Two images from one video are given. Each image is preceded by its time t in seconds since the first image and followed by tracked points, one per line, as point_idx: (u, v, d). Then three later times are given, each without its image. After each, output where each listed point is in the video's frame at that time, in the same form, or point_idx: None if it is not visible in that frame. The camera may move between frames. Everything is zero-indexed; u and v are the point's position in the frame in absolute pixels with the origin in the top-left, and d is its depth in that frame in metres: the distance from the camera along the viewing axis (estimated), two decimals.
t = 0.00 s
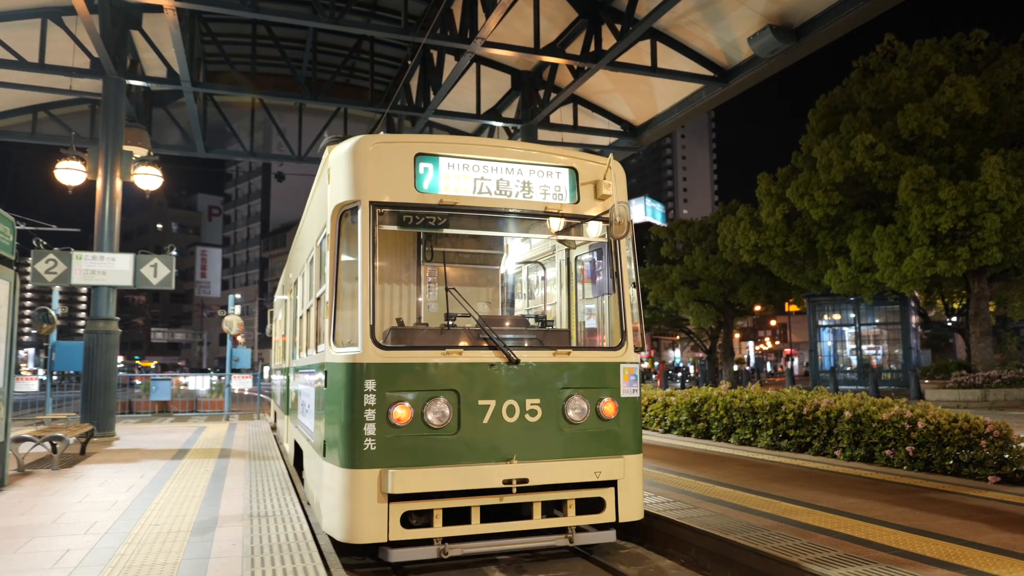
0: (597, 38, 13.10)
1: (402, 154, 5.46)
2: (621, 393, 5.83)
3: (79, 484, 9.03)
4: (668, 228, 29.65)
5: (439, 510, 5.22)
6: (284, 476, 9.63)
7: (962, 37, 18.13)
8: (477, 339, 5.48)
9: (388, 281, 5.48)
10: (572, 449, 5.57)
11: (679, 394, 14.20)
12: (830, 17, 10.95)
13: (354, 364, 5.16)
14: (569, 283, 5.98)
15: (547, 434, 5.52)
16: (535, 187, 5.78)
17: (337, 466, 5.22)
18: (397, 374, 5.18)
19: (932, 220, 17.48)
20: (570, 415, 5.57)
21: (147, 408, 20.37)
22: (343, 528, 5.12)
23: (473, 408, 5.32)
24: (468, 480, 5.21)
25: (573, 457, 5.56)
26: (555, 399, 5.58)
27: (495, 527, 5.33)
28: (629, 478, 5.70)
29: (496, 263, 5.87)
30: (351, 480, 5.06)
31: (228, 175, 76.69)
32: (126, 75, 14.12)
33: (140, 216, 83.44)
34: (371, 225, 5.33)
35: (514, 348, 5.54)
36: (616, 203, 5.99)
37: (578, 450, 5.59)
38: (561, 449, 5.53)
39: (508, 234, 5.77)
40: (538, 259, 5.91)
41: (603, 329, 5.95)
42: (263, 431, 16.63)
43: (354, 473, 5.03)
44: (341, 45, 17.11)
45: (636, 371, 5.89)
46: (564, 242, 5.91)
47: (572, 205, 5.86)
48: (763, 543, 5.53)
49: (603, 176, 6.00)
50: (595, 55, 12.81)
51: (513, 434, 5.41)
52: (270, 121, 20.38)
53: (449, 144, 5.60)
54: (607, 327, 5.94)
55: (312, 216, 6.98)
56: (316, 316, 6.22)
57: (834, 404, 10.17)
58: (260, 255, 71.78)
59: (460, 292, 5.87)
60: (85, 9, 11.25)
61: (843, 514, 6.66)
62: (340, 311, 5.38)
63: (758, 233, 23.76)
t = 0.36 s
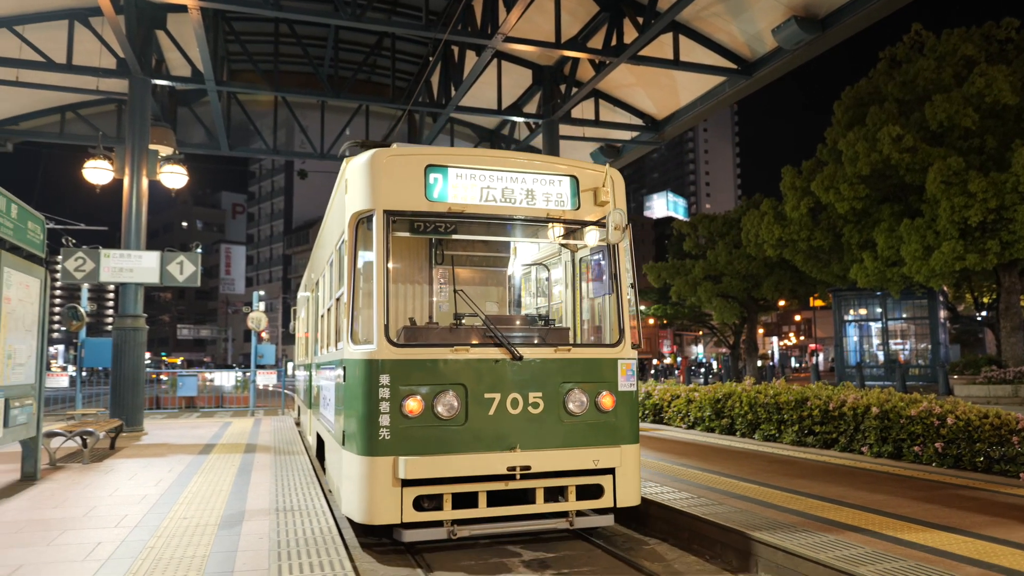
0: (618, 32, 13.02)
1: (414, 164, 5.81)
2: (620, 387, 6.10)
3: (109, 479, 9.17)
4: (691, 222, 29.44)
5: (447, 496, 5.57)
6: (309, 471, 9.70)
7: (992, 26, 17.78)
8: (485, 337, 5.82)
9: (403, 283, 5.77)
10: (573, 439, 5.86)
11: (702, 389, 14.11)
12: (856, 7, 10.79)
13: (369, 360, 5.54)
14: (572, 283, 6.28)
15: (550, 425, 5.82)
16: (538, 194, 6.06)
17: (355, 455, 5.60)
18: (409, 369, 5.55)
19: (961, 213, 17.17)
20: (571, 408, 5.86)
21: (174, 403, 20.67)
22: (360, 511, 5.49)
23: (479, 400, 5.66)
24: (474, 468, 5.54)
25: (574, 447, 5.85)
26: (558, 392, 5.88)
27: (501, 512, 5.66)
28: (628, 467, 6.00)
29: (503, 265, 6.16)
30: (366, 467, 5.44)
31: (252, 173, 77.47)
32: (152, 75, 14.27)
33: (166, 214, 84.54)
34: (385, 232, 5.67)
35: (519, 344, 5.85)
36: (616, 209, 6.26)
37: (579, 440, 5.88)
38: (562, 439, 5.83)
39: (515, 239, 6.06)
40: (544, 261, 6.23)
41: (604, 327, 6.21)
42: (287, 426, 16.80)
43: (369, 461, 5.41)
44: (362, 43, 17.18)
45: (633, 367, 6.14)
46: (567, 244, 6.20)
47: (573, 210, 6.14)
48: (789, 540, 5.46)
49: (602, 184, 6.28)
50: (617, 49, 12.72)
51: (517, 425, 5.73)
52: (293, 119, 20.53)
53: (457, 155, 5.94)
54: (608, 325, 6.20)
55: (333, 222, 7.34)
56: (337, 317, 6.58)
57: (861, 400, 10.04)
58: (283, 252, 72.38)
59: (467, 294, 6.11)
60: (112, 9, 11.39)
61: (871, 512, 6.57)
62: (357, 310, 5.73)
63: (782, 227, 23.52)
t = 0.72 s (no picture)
0: (641, 23, 12.93)
1: (425, 174, 6.35)
2: (618, 379, 6.66)
3: (139, 470, 9.34)
4: (714, 216, 29.18)
5: (458, 479, 6.14)
6: (333, 464, 9.78)
7: None
8: (492, 332, 6.34)
9: (417, 281, 6.34)
10: (574, 427, 6.43)
11: (726, 383, 14.03)
12: None
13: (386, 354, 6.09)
14: (578, 281, 6.79)
15: (553, 415, 6.37)
16: (543, 200, 6.60)
17: (374, 441, 6.16)
18: (423, 363, 6.10)
19: (993, 204, 16.81)
20: (573, 399, 6.41)
21: (201, 397, 20.95)
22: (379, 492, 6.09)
23: (488, 391, 6.21)
24: (484, 453, 6.11)
25: (576, 434, 6.41)
26: (560, 384, 6.43)
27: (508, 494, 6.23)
28: (627, 453, 6.55)
29: (512, 266, 6.73)
30: (384, 452, 6.01)
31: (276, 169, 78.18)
32: (178, 73, 14.43)
33: (192, 210, 85.54)
34: (399, 235, 6.24)
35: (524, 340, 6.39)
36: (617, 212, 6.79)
37: (580, 429, 6.44)
38: (565, 427, 6.39)
39: (522, 242, 6.64)
40: (552, 261, 6.77)
41: (605, 323, 6.78)
42: (312, 420, 16.98)
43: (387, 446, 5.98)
44: (384, 38, 17.24)
45: (632, 361, 6.71)
46: (572, 245, 6.73)
47: (576, 215, 6.69)
48: (815, 534, 5.43)
49: (604, 189, 6.82)
50: (640, 41, 12.62)
51: (523, 414, 6.28)
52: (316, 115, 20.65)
53: (466, 165, 6.48)
54: (608, 322, 6.77)
55: (353, 226, 7.88)
56: (357, 314, 7.12)
57: (890, 394, 9.91)
58: (307, 247, 72.84)
59: (476, 294, 6.69)
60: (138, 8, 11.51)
61: (899, 507, 6.50)
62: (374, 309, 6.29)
63: (808, 220, 23.24)
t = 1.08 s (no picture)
0: (666, 13, 12.78)
1: (439, 181, 6.94)
2: (620, 370, 7.20)
3: (170, 460, 9.50)
4: (740, 207, 28.89)
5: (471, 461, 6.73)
6: (359, 456, 9.85)
7: None
8: (502, 328, 6.92)
9: (432, 279, 6.98)
10: (578, 415, 6.99)
11: (752, 376, 13.91)
12: None
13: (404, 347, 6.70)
14: (583, 278, 7.37)
15: (559, 403, 6.94)
16: (549, 204, 7.18)
17: (393, 427, 6.76)
18: (438, 355, 6.69)
19: None
20: (577, 388, 6.95)
21: (229, 389, 21.23)
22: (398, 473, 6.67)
23: (498, 381, 6.79)
24: (494, 438, 6.69)
25: (580, 421, 6.97)
26: (565, 375, 6.98)
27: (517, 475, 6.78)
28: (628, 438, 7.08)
29: (522, 265, 7.37)
30: (403, 436, 6.61)
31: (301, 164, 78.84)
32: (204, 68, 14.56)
33: (218, 205, 86.55)
34: (417, 237, 6.83)
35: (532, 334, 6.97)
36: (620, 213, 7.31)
37: (584, 416, 6.99)
38: (569, 414, 6.95)
39: (532, 242, 7.24)
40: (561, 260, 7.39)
41: (608, 318, 7.32)
42: (338, 411, 17.12)
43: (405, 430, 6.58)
44: (408, 31, 17.26)
45: (633, 354, 7.25)
46: (576, 243, 7.32)
47: (581, 217, 7.24)
48: (844, 529, 5.35)
49: (608, 192, 7.34)
50: (665, 31, 12.48)
51: (530, 402, 6.85)
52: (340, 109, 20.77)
53: (477, 172, 7.07)
54: (610, 316, 7.30)
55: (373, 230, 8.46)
56: (377, 311, 7.71)
57: (920, 388, 9.77)
58: (331, 241, 73.27)
59: (487, 291, 7.30)
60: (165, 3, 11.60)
61: (929, 502, 6.41)
62: (393, 306, 6.90)
63: (836, 211, 22.94)
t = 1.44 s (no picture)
0: None
1: (455, 185, 7.54)
2: (622, 359, 7.83)
3: (201, 448, 9.66)
4: (767, 196, 28.58)
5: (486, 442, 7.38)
6: (385, 445, 9.92)
7: None
8: (513, 320, 7.54)
9: (449, 274, 7.58)
10: (584, 400, 7.63)
11: (779, 367, 13.78)
12: None
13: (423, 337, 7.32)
14: (591, 274, 8.03)
15: (566, 389, 7.57)
16: (558, 205, 7.78)
17: (414, 410, 7.40)
18: (454, 344, 7.31)
19: None
20: (582, 376, 7.57)
21: (256, 378, 21.49)
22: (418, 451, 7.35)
23: (510, 368, 7.42)
24: (507, 421, 7.33)
25: (585, 405, 7.61)
26: (572, 363, 7.62)
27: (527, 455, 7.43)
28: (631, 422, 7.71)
29: (533, 261, 8.00)
30: (423, 418, 7.27)
31: (326, 155, 79.42)
32: (231, 61, 14.67)
33: (245, 197, 87.46)
34: (434, 237, 7.45)
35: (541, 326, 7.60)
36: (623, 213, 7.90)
37: (589, 401, 7.63)
38: (575, 399, 7.59)
39: (542, 240, 7.86)
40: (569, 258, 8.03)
41: (612, 309, 7.93)
42: (364, 401, 17.27)
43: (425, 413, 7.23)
44: (432, 21, 17.25)
45: (635, 344, 7.88)
46: (583, 241, 7.93)
47: (587, 217, 7.84)
48: (876, 522, 5.30)
49: (611, 195, 7.95)
50: (691, 18, 12.33)
51: (539, 388, 7.49)
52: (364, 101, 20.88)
53: (491, 176, 7.66)
54: (613, 310, 7.92)
55: (395, 227, 9.09)
56: (399, 303, 8.36)
57: (953, 379, 9.61)
58: (356, 232, 73.65)
59: (501, 284, 7.94)
60: None
61: (962, 494, 6.33)
62: (413, 299, 7.53)
63: (865, 200, 22.62)
